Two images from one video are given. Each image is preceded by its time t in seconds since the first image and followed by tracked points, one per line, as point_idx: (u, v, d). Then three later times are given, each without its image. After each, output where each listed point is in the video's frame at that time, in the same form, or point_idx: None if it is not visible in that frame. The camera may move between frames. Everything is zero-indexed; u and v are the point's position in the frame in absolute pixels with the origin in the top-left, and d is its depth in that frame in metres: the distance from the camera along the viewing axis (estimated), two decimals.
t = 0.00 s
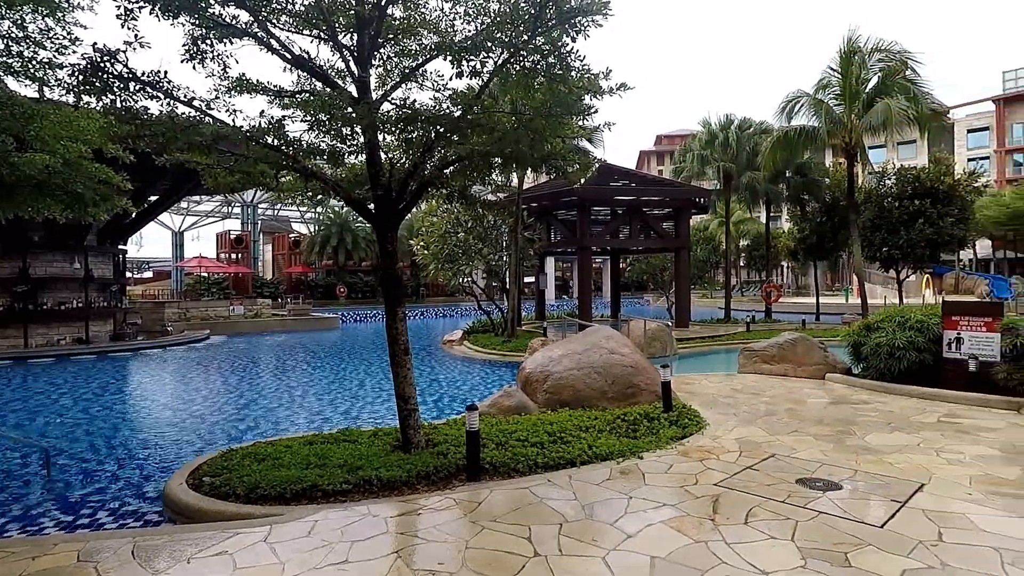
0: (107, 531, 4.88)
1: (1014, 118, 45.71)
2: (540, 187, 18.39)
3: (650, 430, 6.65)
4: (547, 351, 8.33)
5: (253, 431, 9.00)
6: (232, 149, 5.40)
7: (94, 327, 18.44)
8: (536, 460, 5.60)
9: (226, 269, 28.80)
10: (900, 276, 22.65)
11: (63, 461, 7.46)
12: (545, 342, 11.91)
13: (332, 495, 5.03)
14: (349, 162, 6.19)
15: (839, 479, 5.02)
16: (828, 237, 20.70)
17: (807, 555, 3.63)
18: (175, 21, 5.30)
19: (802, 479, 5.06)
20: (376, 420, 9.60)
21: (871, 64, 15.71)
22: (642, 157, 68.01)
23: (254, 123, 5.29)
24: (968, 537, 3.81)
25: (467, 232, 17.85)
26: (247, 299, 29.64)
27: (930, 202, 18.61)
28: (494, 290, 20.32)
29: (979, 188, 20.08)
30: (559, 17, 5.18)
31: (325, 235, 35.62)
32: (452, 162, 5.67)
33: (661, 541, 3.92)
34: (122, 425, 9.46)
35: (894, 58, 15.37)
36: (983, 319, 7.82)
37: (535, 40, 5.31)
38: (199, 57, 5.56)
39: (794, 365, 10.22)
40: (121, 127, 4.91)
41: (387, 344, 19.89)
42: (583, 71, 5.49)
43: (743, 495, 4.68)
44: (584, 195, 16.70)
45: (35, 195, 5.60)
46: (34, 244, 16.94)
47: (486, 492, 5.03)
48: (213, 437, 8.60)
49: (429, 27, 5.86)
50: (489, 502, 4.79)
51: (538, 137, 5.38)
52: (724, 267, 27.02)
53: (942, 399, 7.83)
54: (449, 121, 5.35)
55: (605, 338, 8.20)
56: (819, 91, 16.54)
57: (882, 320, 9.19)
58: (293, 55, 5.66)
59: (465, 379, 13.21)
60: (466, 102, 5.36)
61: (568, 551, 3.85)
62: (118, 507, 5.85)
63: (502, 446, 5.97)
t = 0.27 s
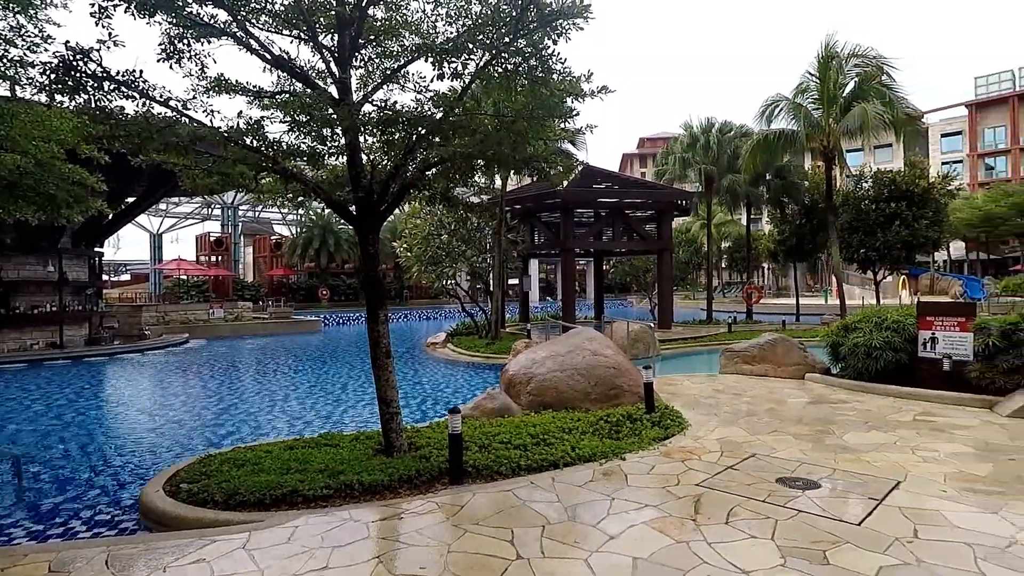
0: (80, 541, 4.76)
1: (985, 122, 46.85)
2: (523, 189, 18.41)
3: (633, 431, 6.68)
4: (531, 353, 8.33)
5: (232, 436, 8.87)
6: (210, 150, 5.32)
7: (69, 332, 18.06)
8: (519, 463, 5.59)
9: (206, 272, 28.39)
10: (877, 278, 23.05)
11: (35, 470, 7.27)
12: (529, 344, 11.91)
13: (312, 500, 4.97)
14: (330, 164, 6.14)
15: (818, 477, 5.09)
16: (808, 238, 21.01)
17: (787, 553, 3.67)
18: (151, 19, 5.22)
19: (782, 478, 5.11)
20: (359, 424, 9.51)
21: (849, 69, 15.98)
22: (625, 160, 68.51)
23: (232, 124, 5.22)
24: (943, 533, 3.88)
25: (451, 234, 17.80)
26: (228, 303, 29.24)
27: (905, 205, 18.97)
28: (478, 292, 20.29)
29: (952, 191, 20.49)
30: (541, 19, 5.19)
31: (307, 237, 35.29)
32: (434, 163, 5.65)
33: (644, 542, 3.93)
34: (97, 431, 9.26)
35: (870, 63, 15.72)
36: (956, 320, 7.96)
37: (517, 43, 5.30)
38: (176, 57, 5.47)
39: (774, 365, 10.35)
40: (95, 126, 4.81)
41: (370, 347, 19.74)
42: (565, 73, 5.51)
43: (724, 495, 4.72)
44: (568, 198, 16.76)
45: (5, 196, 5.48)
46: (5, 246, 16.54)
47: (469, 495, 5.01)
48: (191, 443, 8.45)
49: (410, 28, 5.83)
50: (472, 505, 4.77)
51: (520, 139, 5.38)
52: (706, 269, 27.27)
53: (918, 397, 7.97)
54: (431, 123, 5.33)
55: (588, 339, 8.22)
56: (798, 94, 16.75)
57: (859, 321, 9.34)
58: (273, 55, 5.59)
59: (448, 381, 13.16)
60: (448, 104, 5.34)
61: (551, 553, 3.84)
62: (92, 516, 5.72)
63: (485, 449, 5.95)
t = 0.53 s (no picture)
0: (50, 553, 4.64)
1: (957, 127, 48.01)
2: (506, 191, 18.42)
3: (615, 432, 6.71)
4: (514, 355, 8.32)
5: (211, 443, 8.72)
6: (186, 152, 5.23)
7: (41, 337, 17.66)
8: (502, 466, 5.57)
9: (184, 275, 27.95)
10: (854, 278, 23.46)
11: (5, 480, 7.08)
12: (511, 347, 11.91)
13: (292, 507, 4.90)
14: (310, 166, 6.08)
15: (797, 476, 5.15)
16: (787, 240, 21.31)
17: (766, 552, 3.70)
18: (125, 19, 5.12)
19: (762, 477, 5.17)
20: (340, 428, 9.41)
21: (825, 74, 16.27)
22: (607, 163, 68.99)
23: (208, 125, 5.14)
24: (918, 530, 3.94)
25: (433, 237, 17.73)
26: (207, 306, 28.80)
27: (881, 207, 19.35)
28: (461, 295, 20.24)
29: (926, 194, 20.94)
30: (521, 22, 5.19)
31: (288, 240, 34.93)
32: (415, 166, 5.61)
33: (625, 544, 3.94)
34: (70, 439, 9.04)
35: (846, 69, 16.05)
36: (930, 319, 8.15)
37: (497, 45, 5.29)
38: (150, 57, 5.38)
39: (754, 366, 10.47)
40: (66, 127, 4.70)
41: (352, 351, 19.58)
42: (545, 77, 5.52)
43: (704, 495, 4.76)
44: (550, 200, 16.81)
45: None
46: None
47: (451, 499, 4.98)
48: (168, 450, 8.29)
49: (391, 29, 5.79)
50: (454, 509, 4.74)
51: (501, 142, 5.38)
52: (688, 270, 27.51)
53: (894, 396, 8.11)
54: (411, 125, 5.30)
55: (570, 341, 8.24)
56: (776, 98, 16.96)
57: (836, 321, 9.49)
58: (251, 56, 5.52)
59: (431, 385, 13.10)
60: (429, 106, 5.32)
61: (533, 556, 3.83)
62: (64, 527, 5.57)
63: (467, 452, 5.92)
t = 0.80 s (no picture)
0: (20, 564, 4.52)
1: (930, 129, 49.05)
2: (488, 193, 18.40)
3: (598, 433, 6.72)
4: (497, 357, 8.31)
5: (189, 449, 8.58)
6: (161, 153, 5.14)
7: (12, 343, 17.24)
8: (484, 468, 5.55)
9: (162, 279, 27.49)
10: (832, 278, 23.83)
11: None
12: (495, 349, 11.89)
13: (272, 513, 4.83)
14: (288, 168, 6.01)
15: (777, 475, 5.20)
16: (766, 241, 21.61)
17: (747, 551, 3.73)
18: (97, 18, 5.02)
19: (742, 476, 5.21)
20: (322, 433, 9.32)
21: (803, 77, 16.49)
22: (589, 165, 69.35)
23: (183, 127, 5.05)
24: (894, 526, 4.01)
25: (416, 239, 17.63)
26: (186, 311, 28.35)
27: (857, 208, 19.68)
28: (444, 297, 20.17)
29: (901, 195, 21.35)
30: (500, 24, 5.19)
31: (269, 243, 34.52)
32: (396, 167, 5.58)
33: (608, 544, 3.94)
34: (43, 447, 8.82)
35: (822, 72, 16.31)
36: (905, 318, 8.26)
37: (477, 47, 5.27)
38: (123, 57, 5.27)
39: (735, 365, 10.58)
40: (35, 129, 4.59)
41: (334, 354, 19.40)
42: (525, 78, 5.52)
43: (686, 494, 4.79)
44: (533, 201, 16.84)
45: None
46: None
47: (433, 502, 4.95)
48: (145, 457, 8.14)
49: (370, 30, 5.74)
50: (436, 513, 4.71)
51: (482, 144, 5.37)
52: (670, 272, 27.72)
53: (871, 394, 8.25)
54: (391, 127, 5.27)
55: (553, 342, 8.24)
56: (754, 101, 17.23)
57: (815, 320, 9.62)
58: (228, 57, 5.44)
59: (414, 388, 13.02)
60: (408, 108, 5.29)
61: (515, 559, 3.82)
62: (35, 538, 5.43)
63: (450, 455, 5.89)
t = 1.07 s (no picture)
0: None
1: (907, 135, 49.98)
2: (473, 195, 18.37)
3: (582, 436, 6.73)
4: (481, 360, 8.28)
5: (168, 454, 8.44)
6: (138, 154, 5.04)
7: None
8: (467, 472, 5.53)
9: (142, 281, 27.06)
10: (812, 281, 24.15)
11: None
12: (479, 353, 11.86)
13: (251, 519, 4.76)
14: (270, 169, 5.94)
15: (758, 476, 5.24)
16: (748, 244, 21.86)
17: (728, 553, 3.75)
18: (73, 16, 4.93)
19: (724, 478, 5.24)
20: (304, 437, 9.22)
21: (784, 82, 16.68)
22: (574, 168, 69.73)
23: (161, 127, 4.97)
24: (872, 526, 4.06)
25: (400, 241, 17.54)
26: (166, 313, 27.92)
27: (837, 212, 19.99)
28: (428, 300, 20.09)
29: (879, 199, 21.71)
30: (483, 27, 5.19)
31: (251, 245, 34.16)
32: (379, 169, 5.54)
33: (591, 547, 3.94)
34: (16, 453, 8.62)
35: (803, 78, 16.50)
36: (884, 321, 8.39)
37: (460, 49, 5.27)
38: (100, 56, 5.18)
39: (717, 368, 10.67)
40: (7, 128, 4.48)
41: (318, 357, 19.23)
42: (508, 81, 5.53)
43: (669, 497, 4.81)
44: (517, 204, 16.86)
45: None
46: None
47: (415, 507, 4.92)
48: (122, 463, 7.99)
49: (353, 32, 5.70)
50: (419, 518, 4.68)
51: (466, 146, 5.37)
52: (654, 274, 27.89)
53: (850, 396, 8.36)
54: (374, 128, 5.25)
55: (538, 345, 8.23)
56: (736, 106, 17.42)
57: (796, 323, 9.73)
58: (208, 57, 5.37)
59: (398, 391, 12.95)
60: (392, 110, 5.26)
61: (498, 563, 3.80)
62: (7, 546, 5.30)
63: (433, 459, 5.86)
